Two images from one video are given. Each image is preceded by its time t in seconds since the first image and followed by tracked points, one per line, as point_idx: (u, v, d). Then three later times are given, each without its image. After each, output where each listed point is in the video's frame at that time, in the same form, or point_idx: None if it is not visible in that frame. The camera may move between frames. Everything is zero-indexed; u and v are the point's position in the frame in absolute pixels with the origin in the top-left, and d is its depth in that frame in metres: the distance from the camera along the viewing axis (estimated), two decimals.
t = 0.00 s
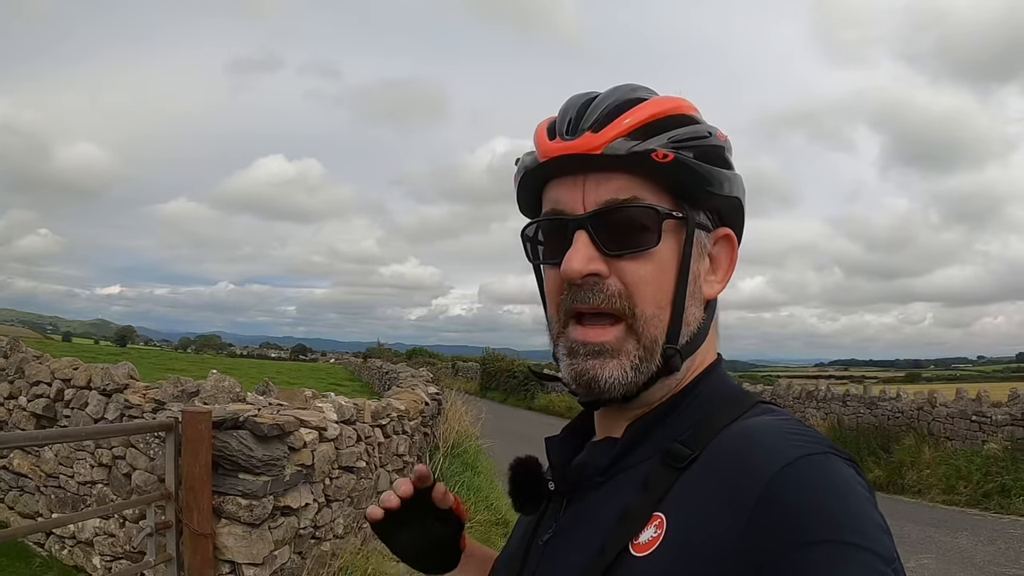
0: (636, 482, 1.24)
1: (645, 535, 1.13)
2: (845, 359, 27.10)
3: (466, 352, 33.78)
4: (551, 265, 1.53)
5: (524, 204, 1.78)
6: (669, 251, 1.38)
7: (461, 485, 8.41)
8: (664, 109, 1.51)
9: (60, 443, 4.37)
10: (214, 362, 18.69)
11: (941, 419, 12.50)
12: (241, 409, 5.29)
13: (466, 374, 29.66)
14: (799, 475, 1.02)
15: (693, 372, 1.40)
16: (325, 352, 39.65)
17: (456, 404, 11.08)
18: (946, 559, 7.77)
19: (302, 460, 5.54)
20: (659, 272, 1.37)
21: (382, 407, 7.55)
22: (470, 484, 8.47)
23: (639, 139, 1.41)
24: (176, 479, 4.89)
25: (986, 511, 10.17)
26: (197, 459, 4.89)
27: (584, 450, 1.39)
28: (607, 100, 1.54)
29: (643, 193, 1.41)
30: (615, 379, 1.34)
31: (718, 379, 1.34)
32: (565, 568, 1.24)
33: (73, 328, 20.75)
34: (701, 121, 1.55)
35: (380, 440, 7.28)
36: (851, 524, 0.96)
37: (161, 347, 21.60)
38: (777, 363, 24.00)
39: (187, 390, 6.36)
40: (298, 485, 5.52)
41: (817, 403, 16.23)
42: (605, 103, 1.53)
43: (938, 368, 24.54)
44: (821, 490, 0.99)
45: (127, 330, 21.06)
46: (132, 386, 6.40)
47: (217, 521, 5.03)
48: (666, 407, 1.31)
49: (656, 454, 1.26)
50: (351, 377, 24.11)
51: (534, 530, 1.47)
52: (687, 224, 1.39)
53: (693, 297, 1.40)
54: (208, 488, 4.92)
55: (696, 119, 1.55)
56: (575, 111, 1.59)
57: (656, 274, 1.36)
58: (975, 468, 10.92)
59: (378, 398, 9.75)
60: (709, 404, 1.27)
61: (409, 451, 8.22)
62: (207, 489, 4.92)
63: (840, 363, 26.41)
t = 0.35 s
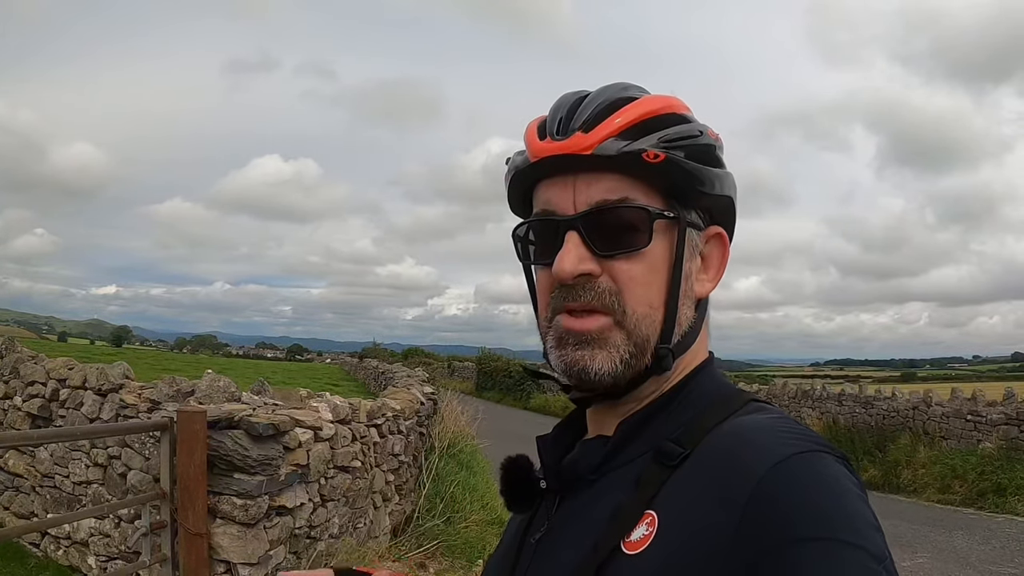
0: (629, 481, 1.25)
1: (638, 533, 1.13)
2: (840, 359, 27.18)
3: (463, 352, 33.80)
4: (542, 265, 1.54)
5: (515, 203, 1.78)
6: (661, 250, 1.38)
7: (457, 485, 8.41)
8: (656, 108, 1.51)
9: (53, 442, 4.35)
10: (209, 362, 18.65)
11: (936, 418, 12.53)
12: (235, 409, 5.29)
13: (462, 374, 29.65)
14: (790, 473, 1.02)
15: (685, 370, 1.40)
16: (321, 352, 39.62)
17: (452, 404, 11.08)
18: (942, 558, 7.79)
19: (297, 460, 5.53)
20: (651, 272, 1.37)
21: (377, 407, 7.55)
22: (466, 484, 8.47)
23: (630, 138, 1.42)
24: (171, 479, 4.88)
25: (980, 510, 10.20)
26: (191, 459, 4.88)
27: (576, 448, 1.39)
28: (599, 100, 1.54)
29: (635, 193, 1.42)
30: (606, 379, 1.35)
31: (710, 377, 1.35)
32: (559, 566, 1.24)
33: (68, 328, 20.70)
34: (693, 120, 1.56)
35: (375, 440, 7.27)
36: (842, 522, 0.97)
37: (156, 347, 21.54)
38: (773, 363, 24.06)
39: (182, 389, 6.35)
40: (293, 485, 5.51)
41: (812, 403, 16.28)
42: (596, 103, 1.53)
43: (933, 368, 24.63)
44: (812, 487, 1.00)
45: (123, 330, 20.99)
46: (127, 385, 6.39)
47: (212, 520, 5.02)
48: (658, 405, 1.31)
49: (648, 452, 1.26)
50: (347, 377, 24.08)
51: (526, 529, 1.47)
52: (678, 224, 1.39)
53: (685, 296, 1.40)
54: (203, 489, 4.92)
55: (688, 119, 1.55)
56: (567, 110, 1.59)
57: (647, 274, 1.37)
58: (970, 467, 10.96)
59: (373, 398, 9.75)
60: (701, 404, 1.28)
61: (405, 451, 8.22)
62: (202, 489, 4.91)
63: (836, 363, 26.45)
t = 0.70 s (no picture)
0: (627, 479, 1.25)
1: (636, 531, 1.13)
2: (836, 359, 27.24)
3: (458, 354, 33.80)
4: (535, 267, 1.54)
5: (508, 206, 1.79)
6: (652, 249, 1.38)
7: (453, 486, 8.40)
8: (644, 106, 1.51)
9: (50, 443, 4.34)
10: (205, 364, 18.60)
11: (932, 418, 12.55)
12: (231, 410, 5.28)
13: (458, 374, 29.64)
14: (787, 469, 1.03)
15: (680, 368, 1.40)
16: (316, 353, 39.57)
17: (449, 405, 11.08)
18: (938, 558, 7.81)
19: (293, 461, 5.53)
20: (642, 270, 1.38)
21: (373, 408, 7.54)
22: (462, 485, 8.47)
23: (617, 138, 1.42)
24: (168, 480, 4.90)
25: (976, 510, 10.23)
26: (188, 459, 4.88)
27: (574, 447, 1.39)
28: (586, 101, 1.55)
29: (625, 192, 1.42)
30: (599, 379, 1.35)
31: (706, 375, 1.35)
32: (556, 565, 1.24)
33: (63, 330, 20.61)
34: (681, 117, 1.56)
35: (371, 441, 7.27)
36: (840, 518, 0.97)
37: (152, 348, 21.46)
38: (769, 364, 24.10)
39: (178, 391, 6.34)
40: (289, 486, 5.50)
41: (808, 403, 16.30)
42: (583, 104, 1.54)
43: (928, 368, 24.71)
44: (808, 485, 1.00)
45: (118, 332, 20.92)
46: (123, 387, 6.37)
47: (208, 522, 5.00)
48: (655, 404, 1.31)
49: (646, 450, 1.26)
50: (343, 379, 24.03)
51: (524, 530, 1.47)
52: (669, 221, 1.39)
53: (678, 294, 1.40)
54: (200, 490, 4.90)
55: (676, 116, 1.55)
56: (554, 113, 1.59)
57: (638, 273, 1.37)
58: (966, 467, 10.99)
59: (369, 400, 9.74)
60: (697, 402, 1.28)
61: (401, 452, 8.21)
62: (199, 490, 4.90)
63: (831, 363, 26.50)
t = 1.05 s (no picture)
0: (624, 484, 1.25)
1: (633, 538, 1.13)
2: (830, 359, 27.32)
3: (453, 354, 33.79)
4: (535, 268, 1.54)
5: (509, 205, 1.78)
6: (656, 255, 1.38)
7: (447, 487, 8.40)
8: (653, 110, 1.52)
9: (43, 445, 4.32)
10: (199, 364, 18.55)
11: (926, 418, 12.59)
12: (226, 411, 5.27)
13: (453, 374, 29.62)
14: (785, 477, 1.03)
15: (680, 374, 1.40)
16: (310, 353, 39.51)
17: (443, 405, 11.07)
18: (932, 557, 7.83)
19: (287, 462, 5.52)
20: (646, 277, 1.38)
21: (368, 408, 7.53)
22: (457, 485, 8.47)
23: (625, 142, 1.42)
24: (162, 482, 4.85)
25: (971, 509, 10.27)
26: (182, 461, 4.87)
27: (571, 451, 1.40)
28: (594, 102, 1.55)
29: (630, 196, 1.42)
30: (599, 382, 1.35)
31: (706, 381, 1.35)
32: (553, 571, 1.24)
33: (57, 330, 20.53)
34: (689, 123, 1.56)
35: (366, 441, 7.26)
36: (839, 527, 0.97)
37: (146, 348, 21.40)
38: (763, 364, 24.15)
39: (172, 392, 6.32)
40: (284, 487, 5.49)
41: (803, 403, 16.34)
42: (591, 105, 1.54)
43: (922, 367, 24.82)
44: (808, 492, 1.00)
45: (113, 332, 20.85)
46: (117, 388, 6.36)
47: (202, 523, 4.99)
48: (653, 409, 1.31)
49: (644, 456, 1.26)
50: (338, 379, 24.00)
51: (520, 534, 1.47)
52: (673, 228, 1.39)
53: (679, 301, 1.40)
54: (194, 491, 4.89)
55: (684, 121, 1.56)
56: (561, 112, 1.59)
57: (641, 279, 1.37)
58: (961, 466, 11.03)
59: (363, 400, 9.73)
60: (697, 408, 1.28)
61: (395, 453, 8.21)
62: (193, 491, 4.89)
63: (825, 363, 26.57)
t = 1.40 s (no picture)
0: (620, 478, 1.26)
1: (628, 532, 1.14)
2: (824, 359, 27.40)
3: (447, 355, 33.78)
4: (532, 264, 1.55)
5: (506, 201, 1.79)
6: (651, 251, 1.39)
7: (442, 487, 8.41)
8: (649, 108, 1.53)
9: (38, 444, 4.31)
10: (193, 364, 18.50)
11: (920, 417, 12.64)
12: (221, 410, 5.26)
13: (447, 374, 29.61)
14: (779, 471, 1.04)
15: (676, 368, 1.41)
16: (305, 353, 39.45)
17: (438, 405, 11.07)
18: (926, 556, 7.88)
19: (283, 461, 5.52)
20: (641, 272, 1.39)
21: (362, 408, 7.52)
22: (452, 485, 8.47)
23: (620, 139, 1.43)
24: (157, 481, 4.86)
25: (964, 508, 10.32)
26: (177, 459, 4.85)
27: (568, 446, 1.41)
28: (590, 99, 1.56)
29: (625, 192, 1.43)
30: (596, 377, 1.36)
31: (700, 376, 1.36)
32: (550, 564, 1.25)
33: (51, 330, 20.44)
34: (685, 120, 1.57)
35: (361, 441, 7.26)
36: (832, 522, 0.98)
37: (140, 348, 21.33)
38: (758, 364, 24.20)
39: (167, 391, 6.30)
40: (279, 486, 5.49)
41: (797, 402, 16.39)
42: (587, 103, 1.55)
43: (915, 367, 24.94)
44: (801, 487, 1.01)
45: (107, 332, 20.78)
46: (112, 387, 6.34)
47: (197, 522, 4.98)
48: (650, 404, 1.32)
49: (640, 450, 1.27)
50: (332, 378, 23.96)
51: (517, 528, 1.48)
52: (668, 224, 1.40)
53: (674, 297, 1.41)
54: (189, 490, 4.88)
55: (679, 119, 1.57)
56: (558, 109, 1.60)
57: (636, 273, 1.38)
58: (954, 466, 11.08)
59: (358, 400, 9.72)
60: (692, 403, 1.29)
61: (390, 452, 8.21)
62: (188, 491, 4.88)
63: (819, 363, 26.66)
